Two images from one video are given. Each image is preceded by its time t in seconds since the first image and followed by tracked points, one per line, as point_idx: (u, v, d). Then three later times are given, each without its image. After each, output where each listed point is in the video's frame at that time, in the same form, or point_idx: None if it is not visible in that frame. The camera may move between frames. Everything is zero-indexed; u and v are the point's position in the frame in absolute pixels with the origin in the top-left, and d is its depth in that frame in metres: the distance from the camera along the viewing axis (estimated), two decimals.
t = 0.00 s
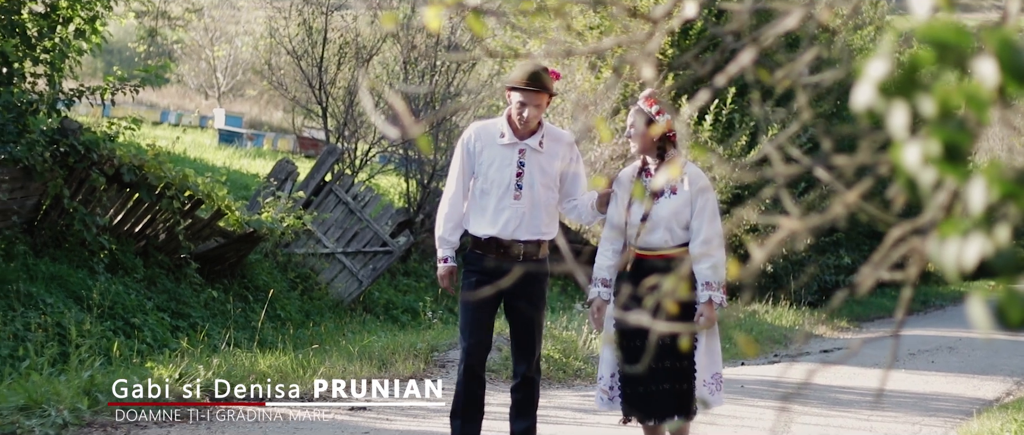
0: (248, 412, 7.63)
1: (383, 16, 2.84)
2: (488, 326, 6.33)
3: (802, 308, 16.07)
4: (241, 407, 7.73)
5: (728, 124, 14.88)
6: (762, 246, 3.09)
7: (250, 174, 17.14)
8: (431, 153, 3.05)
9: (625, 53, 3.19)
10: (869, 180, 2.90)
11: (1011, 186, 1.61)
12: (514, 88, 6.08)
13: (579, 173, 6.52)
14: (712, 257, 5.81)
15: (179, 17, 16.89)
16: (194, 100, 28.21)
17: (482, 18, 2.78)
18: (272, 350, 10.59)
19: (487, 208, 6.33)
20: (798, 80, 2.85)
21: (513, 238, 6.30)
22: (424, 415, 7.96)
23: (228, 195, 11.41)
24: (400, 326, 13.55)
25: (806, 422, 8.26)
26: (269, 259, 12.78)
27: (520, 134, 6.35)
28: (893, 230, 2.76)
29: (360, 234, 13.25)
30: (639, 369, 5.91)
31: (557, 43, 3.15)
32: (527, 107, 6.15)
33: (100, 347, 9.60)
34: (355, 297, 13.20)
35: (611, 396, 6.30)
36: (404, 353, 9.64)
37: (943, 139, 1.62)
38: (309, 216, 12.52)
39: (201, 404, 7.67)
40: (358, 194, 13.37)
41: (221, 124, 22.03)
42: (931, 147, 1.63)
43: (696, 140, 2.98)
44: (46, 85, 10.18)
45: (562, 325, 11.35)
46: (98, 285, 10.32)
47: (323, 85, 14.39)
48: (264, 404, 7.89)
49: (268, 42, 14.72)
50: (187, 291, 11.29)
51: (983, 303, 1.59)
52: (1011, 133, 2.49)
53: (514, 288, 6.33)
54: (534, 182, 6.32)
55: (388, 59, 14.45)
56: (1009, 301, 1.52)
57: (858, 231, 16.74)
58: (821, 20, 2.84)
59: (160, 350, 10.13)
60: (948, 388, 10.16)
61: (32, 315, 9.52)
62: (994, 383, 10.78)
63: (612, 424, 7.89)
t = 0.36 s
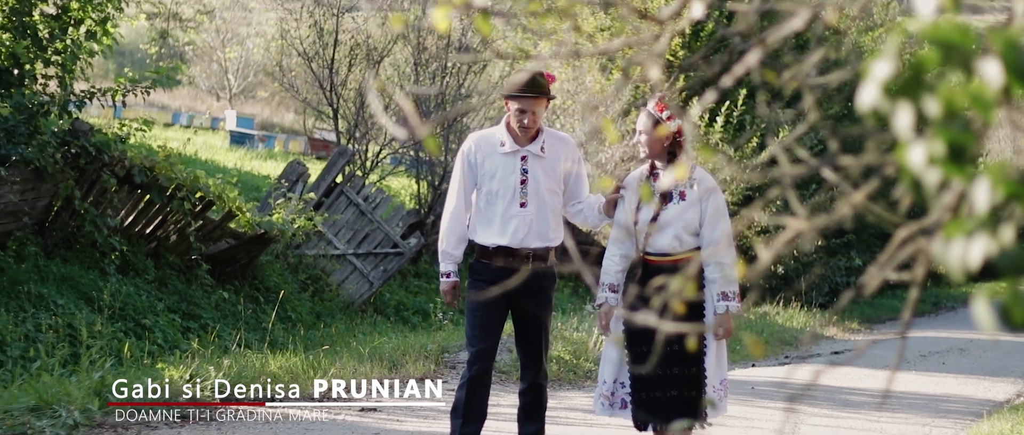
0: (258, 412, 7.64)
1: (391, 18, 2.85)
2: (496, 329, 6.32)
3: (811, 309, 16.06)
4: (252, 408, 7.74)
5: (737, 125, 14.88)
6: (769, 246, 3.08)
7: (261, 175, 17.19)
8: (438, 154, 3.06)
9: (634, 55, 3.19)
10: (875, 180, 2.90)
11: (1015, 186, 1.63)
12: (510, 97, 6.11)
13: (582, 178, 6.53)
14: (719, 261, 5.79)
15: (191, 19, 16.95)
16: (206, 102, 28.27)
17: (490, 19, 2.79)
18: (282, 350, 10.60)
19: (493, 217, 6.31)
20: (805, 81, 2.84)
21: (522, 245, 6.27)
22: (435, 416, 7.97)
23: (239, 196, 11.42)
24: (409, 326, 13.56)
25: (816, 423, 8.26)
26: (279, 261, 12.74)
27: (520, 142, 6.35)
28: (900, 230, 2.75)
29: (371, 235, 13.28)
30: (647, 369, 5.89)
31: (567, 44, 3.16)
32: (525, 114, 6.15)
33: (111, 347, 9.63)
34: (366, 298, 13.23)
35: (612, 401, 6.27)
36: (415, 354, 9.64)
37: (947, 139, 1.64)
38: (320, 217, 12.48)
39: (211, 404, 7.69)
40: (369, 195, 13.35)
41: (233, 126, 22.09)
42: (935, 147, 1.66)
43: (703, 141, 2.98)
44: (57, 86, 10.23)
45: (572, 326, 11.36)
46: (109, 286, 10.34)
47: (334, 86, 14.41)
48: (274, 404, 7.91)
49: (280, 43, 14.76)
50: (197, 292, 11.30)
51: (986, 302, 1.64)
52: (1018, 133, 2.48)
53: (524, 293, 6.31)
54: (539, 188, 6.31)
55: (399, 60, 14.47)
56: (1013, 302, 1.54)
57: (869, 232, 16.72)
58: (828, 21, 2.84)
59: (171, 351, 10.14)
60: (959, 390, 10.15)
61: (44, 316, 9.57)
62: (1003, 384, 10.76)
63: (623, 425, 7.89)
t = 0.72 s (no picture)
0: (269, 411, 7.66)
1: (399, 17, 2.86)
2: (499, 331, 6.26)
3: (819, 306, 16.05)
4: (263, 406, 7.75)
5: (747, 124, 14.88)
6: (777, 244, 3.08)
7: (272, 174, 17.22)
8: (446, 154, 3.07)
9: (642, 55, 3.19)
10: (882, 179, 2.89)
11: (1018, 184, 1.72)
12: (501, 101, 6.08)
13: (576, 174, 6.51)
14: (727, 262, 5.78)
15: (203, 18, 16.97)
16: (217, 101, 28.28)
17: (498, 18, 2.80)
18: (293, 349, 10.61)
19: (491, 223, 6.27)
20: (812, 80, 2.84)
21: (525, 249, 6.25)
22: (446, 415, 7.97)
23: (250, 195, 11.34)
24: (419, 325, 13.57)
25: (826, 421, 8.26)
26: (290, 259, 12.75)
27: (512, 144, 6.30)
28: (906, 229, 2.75)
29: (382, 234, 13.17)
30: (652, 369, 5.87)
31: (576, 44, 3.16)
32: (516, 117, 6.12)
33: (122, 345, 9.64)
34: (377, 297, 13.11)
35: (624, 404, 6.27)
36: (425, 353, 9.65)
37: (951, 137, 1.72)
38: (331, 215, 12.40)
39: (222, 403, 7.69)
40: (380, 194, 13.30)
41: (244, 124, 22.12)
42: (939, 144, 1.73)
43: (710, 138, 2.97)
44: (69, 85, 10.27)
45: (583, 325, 11.37)
46: (120, 285, 10.35)
47: (344, 85, 14.42)
48: (285, 403, 7.93)
49: (291, 42, 14.78)
50: (208, 291, 11.29)
51: (992, 300, 1.72)
52: None
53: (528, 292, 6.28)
54: (536, 189, 6.28)
55: (410, 59, 14.50)
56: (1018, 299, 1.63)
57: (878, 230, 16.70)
58: (833, 21, 2.85)
59: (182, 349, 10.15)
60: (968, 388, 10.15)
61: (54, 315, 9.60)
62: (1013, 382, 10.75)
63: (634, 424, 7.91)
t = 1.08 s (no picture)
0: (280, 412, 7.67)
1: (408, 17, 2.86)
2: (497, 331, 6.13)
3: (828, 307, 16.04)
4: (275, 407, 7.78)
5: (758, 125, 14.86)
6: (782, 245, 3.07)
7: (284, 175, 17.25)
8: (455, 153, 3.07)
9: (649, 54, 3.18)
10: (889, 179, 2.88)
11: None
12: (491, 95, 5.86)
13: (574, 164, 6.33)
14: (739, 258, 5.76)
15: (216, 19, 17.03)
16: (229, 102, 28.37)
17: (506, 18, 2.80)
18: (304, 350, 10.62)
19: (485, 218, 6.09)
20: (820, 80, 2.83)
21: (520, 243, 6.06)
22: (457, 416, 7.97)
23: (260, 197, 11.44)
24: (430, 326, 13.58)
25: (836, 422, 8.26)
26: (302, 261, 12.63)
27: (501, 136, 6.14)
28: (912, 231, 2.74)
29: (394, 235, 13.14)
30: (659, 368, 5.82)
31: (584, 44, 3.16)
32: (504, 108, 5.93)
33: (134, 346, 9.65)
34: (389, 298, 13.06)
35: (637, 405, 6.22)
36: (437, 354, 9.69)
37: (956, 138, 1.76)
38: (342, 217, 12.45)
39: (234, 403, 7.71)
40: (392, 195, 13.23)
41: (256, 126, 22.18)
42: (945, 145, 1.77)
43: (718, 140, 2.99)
44: (81, 86, 10.28)
45: (593, 326, 11.38)
46: (131, 286, 10.36)
47: (356, 86, 14.41)
48: (296, 404, 7.96)
49: (303, 43, 14.79)
50: (220, 292, 11.28)
51: (997, 300, 1.74)
52: None
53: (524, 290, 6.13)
54: (529, 181, 6.11)
55: (422, 60, 14.53)
56: None
57: (887, 231, 16.68)
58: (841, 21, 2.84)
59: (194, 351, 10.15)
60: (978, 390, 10.13)
61: (66, 316, 9.62)
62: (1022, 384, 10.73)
63: (645, 425, 7.90)
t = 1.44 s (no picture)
0: (292, 410, 7.69)
1: (417, 17, 2.88)
2: (499, 328, 6.11)
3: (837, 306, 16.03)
4: (285, 405, 7.79)
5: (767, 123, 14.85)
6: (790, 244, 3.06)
7: (296, 174, 17.28)
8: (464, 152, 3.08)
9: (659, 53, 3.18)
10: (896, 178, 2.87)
11: None
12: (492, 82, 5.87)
13: (574, 156, 6.25)
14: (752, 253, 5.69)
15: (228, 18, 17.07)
16: (241, 100, 28.48)
17: (514, 17, 2.81)
18: (315, 349, 10.63)
19: (481, 208, 6.04)
20: (828, 79, 2.82)
21: (515, 233, 5.98)
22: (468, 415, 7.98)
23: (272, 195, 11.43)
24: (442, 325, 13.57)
25: (847, 421, 8.27)
26: (313, 259, 12.72)
27: (500, 124, 6.10)
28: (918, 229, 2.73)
29: (405, 234, 12.99)
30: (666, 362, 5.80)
31: (593, 44, 3.16)
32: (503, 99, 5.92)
33: (145, 345, 9.67)
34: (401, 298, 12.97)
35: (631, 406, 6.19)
36: (448, 353, 9.72)
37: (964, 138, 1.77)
38: (354, 216, 12.48)
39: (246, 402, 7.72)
40: (403, 195, 13.09)
41: (267, 125, 22.23)
42: (950, 144, 1.79)
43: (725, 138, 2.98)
44: (93, 85, 10.29)
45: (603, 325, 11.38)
46: (143, 284, 10.38)
47: (368, 85, 14.41)
48: (307, 402, 7.97)
49: (315, 43, 14.81)
50: (232, 291, 11.29)
51: (1002, 299, 1.75)
52: None
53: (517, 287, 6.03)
54: (526, 170, 6.04)
55: (433, 60, 14.54)
56: None
57: (897, 229, 16.68)
58: (848, 22, 2.84)
59: (205, 349, 10.16)
60: (987, 389, 10.11)
61: (78, 314, 9.64)
62: None
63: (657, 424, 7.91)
